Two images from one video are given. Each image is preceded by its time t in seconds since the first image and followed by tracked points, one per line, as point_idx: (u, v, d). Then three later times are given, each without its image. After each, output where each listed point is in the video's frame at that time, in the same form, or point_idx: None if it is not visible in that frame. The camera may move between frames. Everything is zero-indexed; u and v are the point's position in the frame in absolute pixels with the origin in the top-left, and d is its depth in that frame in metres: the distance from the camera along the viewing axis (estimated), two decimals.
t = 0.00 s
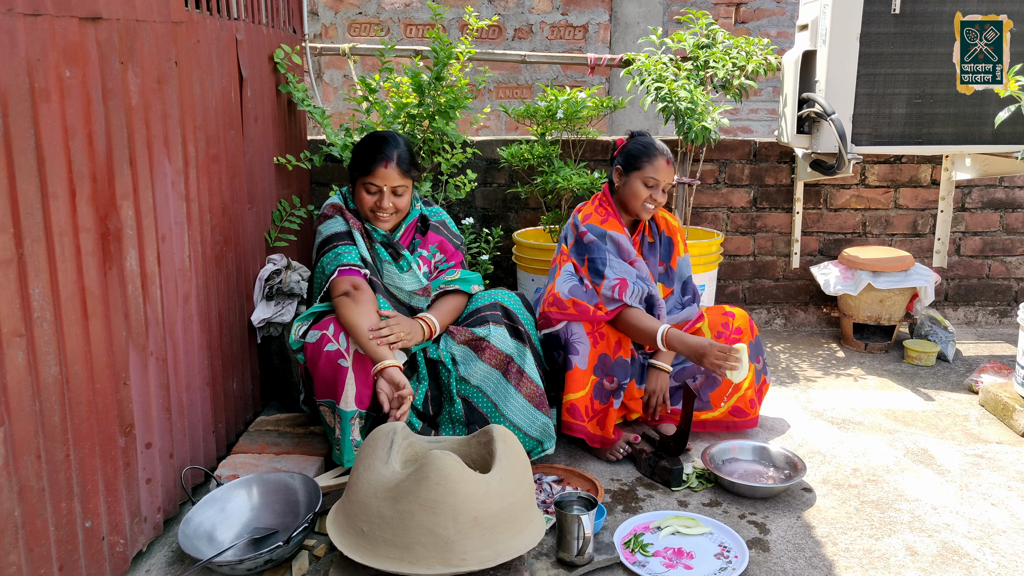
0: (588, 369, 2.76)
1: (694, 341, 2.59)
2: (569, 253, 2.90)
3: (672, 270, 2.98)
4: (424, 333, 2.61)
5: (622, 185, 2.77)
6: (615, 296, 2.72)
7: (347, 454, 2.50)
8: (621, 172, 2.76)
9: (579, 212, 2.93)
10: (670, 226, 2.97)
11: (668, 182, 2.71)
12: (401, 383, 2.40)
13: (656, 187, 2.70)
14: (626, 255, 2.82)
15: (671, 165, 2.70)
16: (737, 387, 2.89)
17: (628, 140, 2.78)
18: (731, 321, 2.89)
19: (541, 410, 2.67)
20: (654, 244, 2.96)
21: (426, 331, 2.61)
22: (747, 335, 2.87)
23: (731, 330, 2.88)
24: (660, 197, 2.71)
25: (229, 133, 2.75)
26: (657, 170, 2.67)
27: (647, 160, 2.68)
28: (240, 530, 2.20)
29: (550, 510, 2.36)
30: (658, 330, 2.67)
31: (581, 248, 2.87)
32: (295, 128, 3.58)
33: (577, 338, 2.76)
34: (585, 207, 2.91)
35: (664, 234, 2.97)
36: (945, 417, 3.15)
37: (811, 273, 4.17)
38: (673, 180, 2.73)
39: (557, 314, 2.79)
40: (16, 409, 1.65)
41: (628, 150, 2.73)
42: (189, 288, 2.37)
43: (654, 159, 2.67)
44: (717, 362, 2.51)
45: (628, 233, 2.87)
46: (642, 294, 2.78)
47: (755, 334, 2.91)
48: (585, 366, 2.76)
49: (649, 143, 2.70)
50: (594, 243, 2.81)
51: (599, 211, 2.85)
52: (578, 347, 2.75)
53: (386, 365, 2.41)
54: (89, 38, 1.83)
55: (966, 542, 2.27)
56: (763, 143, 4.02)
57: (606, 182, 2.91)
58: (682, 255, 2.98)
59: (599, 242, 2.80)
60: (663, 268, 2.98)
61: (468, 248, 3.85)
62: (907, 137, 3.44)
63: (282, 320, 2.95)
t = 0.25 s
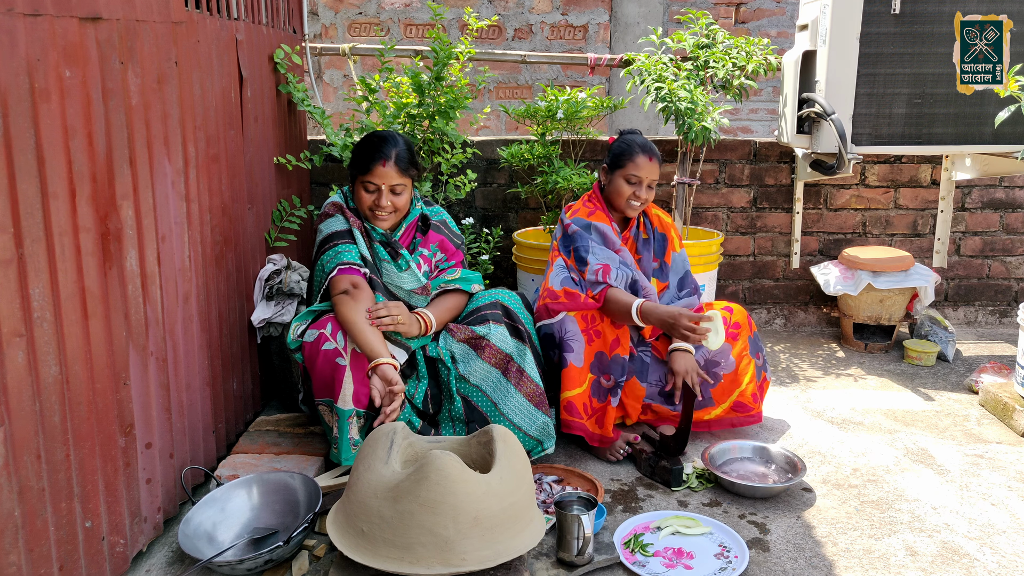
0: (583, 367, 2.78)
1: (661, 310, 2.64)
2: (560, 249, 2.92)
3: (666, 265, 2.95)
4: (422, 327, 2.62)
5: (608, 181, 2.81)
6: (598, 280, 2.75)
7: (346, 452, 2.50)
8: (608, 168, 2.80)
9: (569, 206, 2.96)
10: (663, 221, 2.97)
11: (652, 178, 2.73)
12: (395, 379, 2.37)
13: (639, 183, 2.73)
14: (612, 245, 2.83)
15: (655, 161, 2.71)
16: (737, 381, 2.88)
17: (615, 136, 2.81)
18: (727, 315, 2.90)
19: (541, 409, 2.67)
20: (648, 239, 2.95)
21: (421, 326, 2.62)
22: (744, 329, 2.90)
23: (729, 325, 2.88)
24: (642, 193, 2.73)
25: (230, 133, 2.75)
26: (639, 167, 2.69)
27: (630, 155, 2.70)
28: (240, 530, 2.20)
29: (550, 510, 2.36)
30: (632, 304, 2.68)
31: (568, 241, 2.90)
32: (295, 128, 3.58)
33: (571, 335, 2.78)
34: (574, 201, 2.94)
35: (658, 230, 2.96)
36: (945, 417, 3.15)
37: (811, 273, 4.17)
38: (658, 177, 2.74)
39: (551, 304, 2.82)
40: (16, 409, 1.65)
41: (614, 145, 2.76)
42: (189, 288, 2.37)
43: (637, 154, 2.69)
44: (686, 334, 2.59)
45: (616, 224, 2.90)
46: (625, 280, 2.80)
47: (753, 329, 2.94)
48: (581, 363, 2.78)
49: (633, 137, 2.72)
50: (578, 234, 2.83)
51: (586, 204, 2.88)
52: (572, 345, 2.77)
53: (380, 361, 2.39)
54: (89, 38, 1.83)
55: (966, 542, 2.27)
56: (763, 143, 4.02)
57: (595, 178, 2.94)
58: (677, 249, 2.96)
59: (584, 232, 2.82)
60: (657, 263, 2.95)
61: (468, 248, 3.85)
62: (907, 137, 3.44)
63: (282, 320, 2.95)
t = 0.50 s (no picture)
0: (576, 364, 2.75)
1: (627, 330, 2.53)
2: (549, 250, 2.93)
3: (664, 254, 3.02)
4: (416, 322, 2.61)
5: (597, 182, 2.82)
6: (582, 277, 2.74)
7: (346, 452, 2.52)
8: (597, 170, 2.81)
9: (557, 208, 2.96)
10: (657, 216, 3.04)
11: (642, 181, 2.73)
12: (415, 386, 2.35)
13: (627, 185, 2.74)
14: (600, 244, 2.84)
15: (643, 165, 2.71)
16: (731, 358, 2.94)
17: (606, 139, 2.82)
18: (712, 296, 2.93)
19: (540, 409, 2.68)
20: (644, 233, 3.01)
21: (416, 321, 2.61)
22: (730, 306, 2.92)
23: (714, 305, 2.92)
24: (631, 196, 2.75)
25: (230, 133, 2.75)
26: (628, 171, 2.70)
27: (618, 157, 2.70)
28: (240, 530, 2.20)
29: (550, 510, 2.36)
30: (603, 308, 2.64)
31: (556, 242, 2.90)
32: (295, 128, 3.58)
33: (564, 333, 2.74)
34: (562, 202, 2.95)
35: (649, 224, 3.03)
36: (945, 417, 3.15)
37: (811, 273, 4.17)
38: (648, 181, 2.75)
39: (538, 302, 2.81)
40: (16, 410, 1.65)
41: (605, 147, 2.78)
42: (189, 288, 2.37)
43: (625, 158, 2.70)
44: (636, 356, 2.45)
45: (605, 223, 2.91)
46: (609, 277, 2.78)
47: (739, 303, 2.96)
48: (574, 361, 2.75)
49: (622, 138, 2.74)
50: (564, 233, 2.83)
51: (575, 203, 2.89)
52: (565, 342, 2.73)
53: (396, 369, 2.36)
54: (89, 38, 1.83)
55: (966, 542, 2.27)
56: (763, 143, 4.02)
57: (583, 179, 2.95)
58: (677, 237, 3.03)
59: (571, 231, 2.83)
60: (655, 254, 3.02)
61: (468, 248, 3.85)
62: (907, 137, 3.44)
63: (282, 320, 2.94)
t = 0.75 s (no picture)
0: (575, 372, 2.76)
1: (621, 366, 2.49)
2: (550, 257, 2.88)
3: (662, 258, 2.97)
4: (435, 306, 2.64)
5: (598, 184, 2.78)
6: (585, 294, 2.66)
7: (346, 453, 2.53)
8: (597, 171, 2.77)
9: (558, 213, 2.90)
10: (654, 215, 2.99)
11: (642, 182, 2.70)
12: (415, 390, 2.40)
13: (628, 186, 2.70)
14: (604, 256, 2.80)
15: (644, 165, 2.68)
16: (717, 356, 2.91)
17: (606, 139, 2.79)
18: (692, 295, 2.88)
19: (540, 411, 2.68)
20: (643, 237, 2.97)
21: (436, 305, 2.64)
22: (713, 302, 2.86)
23: (696, 305, 2.88)
24: (633, 198, 2.72)
25: (229, 133, 2.75)
26: (628, 172, 2.67)
27: (618, 158, 2.67)
28: (240, 530, 2.20)
29: (550, 510, 2.36)
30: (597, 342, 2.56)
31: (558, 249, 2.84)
32: (295, 128, 3.58)
33: (562, 341, 2.75)
34: (563, 205, 2.88)
35: (648, 226, 2.98)
36: (945, 417, 3.15)
37: (811, 273, 4.17)
38: (649, 181, 2.73)
39: (531, 309, 2.78)
40: (16, 410, 1.65)
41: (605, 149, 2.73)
42: (189, 287, 2.37)
43: (625, 159, 2.67)
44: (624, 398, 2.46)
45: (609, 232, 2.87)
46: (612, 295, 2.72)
47: (722, 298, 2.89)
48: (572, 369, 2.76)
49: (624, 140, 2.69)
50: (569, 244, 2.77)
51: (579, 211, 2.83)
52: (563, 351, 2.75)
53: (397, 374, 2.39)
54: (89, 38, 1.83)
55: (966, 542, 2.27)
56: (763, 143, 4.02)
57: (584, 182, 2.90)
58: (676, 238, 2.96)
59: (576, 241, 2.77)
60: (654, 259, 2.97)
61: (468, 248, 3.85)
62: (907, 137, 3.44)
63: (282, 320, 2.94)
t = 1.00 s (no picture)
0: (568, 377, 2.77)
1: (639, 408, 2.43)
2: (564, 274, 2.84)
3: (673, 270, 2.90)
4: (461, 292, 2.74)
5: (616, 198, 2.72)
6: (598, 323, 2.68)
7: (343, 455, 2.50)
8: (613, 182, 2.72)
9: (575, 226, 2.84)
10: (667, 224, 2.91)
11: (660, 192, 2.65)
12: (385, 402, 2.37)
13: (646, 199, 2.65)
14: (622, 278, 2.75)
15: (661, 174, 2.64)
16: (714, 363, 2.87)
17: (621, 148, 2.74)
18: (693, 300, 2.85)
19: (538, 412, 2.68)
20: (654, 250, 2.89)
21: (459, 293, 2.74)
22: (713, 309, 2.84)
23: (697, 311, 2.85)
24: (651, 208, 2.65)
25: (229, 133, 2.75)
26: (646, 183, 2.62)
27: (635, 168, 2.63)
28: (240, 530, 2.20)
29: (550, 510, 2.36)
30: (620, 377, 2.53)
31: (574, 269, 2.79)
32: (295, 128, 3.58)
33: (555, 346, 2.77)
34: (580, 221, 2.82)
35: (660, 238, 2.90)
36: (945, 417, 3.15)
37: (811, 273, 4.17)
38: (667, 191, 2.67)
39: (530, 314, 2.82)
40: (16, 410, 1.65)
41: (623, 162, 2.67)
42: (189, 288, 2.37)
43: (642, 168, 2.62)
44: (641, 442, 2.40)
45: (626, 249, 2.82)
46: (629, 322, 2.69)
47: (722, 305, 2.88)
48: (564, 374, 2.77)
49: (642, 151, 2.64)
50: (587, 267, 2.73)
51: (597, 229, 2.77)
52: (556, 356, 2.76)
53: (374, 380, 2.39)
54: (89, 38, 1.83)
55: (966, 542, 2.27)
56: (763, 143, 4.02)
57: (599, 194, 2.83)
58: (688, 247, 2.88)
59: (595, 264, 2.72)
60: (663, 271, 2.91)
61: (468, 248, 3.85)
62: (907, 137, 3.44)
63: (282, 320, 2.94)
